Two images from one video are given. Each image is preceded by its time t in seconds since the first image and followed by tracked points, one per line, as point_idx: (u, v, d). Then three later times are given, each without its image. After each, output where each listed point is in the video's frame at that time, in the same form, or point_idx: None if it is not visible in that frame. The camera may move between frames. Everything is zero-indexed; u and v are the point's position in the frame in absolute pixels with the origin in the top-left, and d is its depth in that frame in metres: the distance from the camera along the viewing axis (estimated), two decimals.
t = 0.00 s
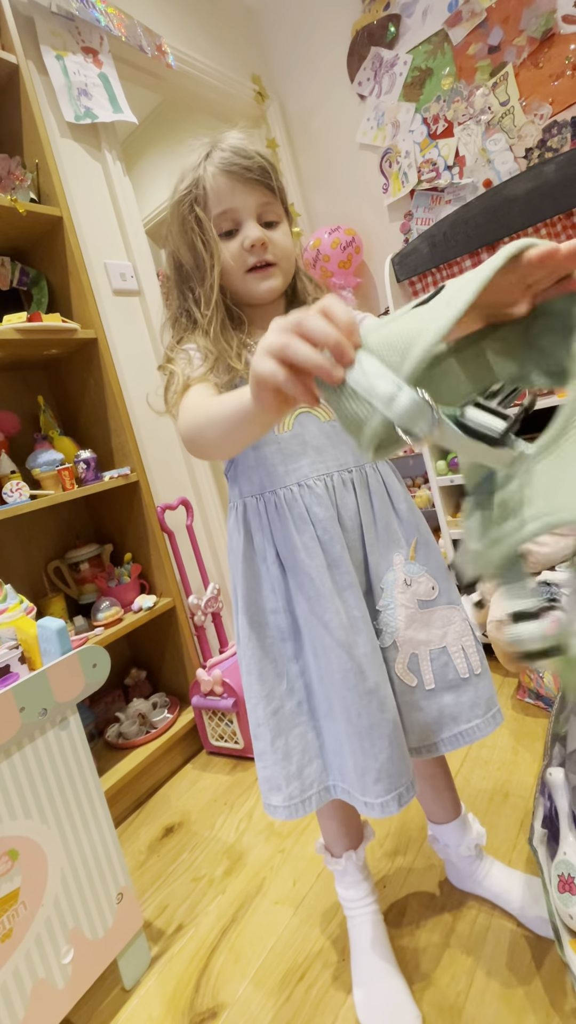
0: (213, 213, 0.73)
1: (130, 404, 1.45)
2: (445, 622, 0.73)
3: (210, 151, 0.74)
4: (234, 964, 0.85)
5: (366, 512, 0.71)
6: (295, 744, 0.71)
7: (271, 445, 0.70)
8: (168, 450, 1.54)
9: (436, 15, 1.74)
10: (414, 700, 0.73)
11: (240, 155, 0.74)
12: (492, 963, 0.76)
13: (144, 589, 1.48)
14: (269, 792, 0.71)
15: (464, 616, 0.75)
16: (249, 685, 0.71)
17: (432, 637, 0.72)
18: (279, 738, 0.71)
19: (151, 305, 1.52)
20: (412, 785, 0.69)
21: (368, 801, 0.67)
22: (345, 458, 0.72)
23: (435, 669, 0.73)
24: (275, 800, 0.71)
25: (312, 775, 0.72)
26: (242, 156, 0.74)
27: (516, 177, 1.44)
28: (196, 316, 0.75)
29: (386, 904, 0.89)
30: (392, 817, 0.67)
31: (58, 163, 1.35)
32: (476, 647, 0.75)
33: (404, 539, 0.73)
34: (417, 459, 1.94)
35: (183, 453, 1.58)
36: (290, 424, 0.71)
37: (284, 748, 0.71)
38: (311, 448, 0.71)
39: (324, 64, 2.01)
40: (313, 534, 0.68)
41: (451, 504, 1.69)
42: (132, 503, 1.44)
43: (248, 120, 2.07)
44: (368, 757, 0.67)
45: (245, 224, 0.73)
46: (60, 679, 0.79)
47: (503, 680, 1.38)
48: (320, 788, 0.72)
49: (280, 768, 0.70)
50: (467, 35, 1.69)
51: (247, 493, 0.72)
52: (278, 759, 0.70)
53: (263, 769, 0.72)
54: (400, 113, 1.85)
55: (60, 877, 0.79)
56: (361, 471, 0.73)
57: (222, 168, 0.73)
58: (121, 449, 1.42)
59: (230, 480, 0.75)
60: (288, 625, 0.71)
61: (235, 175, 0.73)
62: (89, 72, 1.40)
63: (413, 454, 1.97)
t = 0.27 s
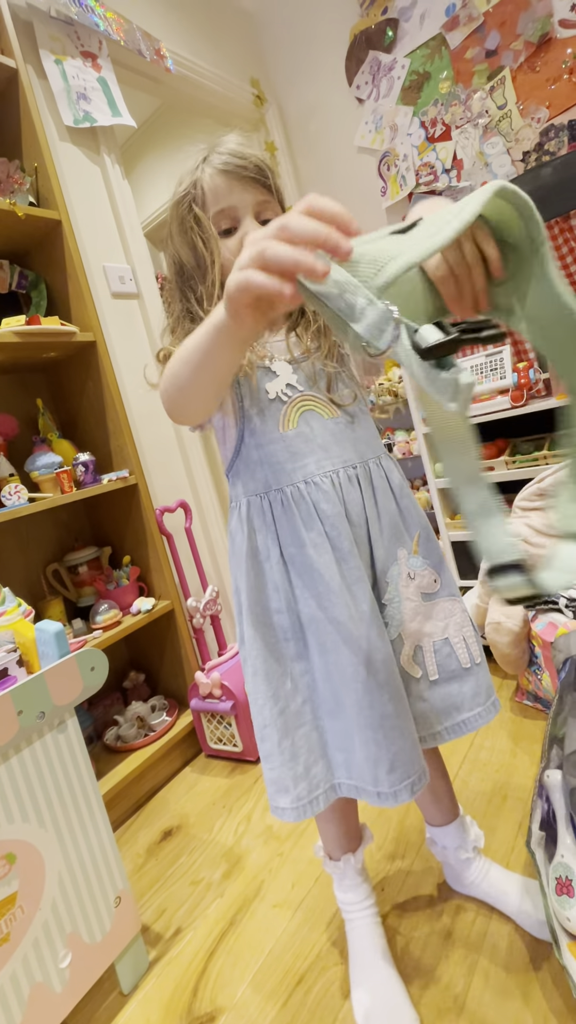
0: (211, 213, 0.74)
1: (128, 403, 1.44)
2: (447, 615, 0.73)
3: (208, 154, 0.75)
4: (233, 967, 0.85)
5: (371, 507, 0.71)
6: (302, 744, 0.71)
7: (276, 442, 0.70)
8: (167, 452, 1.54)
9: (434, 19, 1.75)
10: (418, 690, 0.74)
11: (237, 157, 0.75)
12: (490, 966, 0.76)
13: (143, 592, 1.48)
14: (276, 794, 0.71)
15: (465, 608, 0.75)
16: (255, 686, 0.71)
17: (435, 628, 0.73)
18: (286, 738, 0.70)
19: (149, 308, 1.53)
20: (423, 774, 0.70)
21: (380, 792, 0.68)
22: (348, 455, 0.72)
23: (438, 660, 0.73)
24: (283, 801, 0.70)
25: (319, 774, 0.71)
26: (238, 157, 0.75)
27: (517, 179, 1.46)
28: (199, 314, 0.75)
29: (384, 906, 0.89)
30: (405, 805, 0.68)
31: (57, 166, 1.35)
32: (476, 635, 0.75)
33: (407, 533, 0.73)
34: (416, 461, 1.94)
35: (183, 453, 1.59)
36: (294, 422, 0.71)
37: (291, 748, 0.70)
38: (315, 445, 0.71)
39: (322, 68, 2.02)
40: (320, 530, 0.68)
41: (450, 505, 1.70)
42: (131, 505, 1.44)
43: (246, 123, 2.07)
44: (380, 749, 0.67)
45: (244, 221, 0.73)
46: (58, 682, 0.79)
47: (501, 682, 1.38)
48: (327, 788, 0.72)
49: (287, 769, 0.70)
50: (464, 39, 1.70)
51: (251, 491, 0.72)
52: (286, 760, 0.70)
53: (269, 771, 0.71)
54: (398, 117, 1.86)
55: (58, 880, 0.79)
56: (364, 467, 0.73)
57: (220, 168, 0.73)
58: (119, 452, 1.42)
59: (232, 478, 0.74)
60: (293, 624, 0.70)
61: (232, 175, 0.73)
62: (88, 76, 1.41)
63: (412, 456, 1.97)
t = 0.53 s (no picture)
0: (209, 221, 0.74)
1: (127, 405, 1.44)
2: (454, 605, 0.73)
3: (204, 163, 0.75)
4: (231, 972, 0.84)
5: (376, 498, 0.71)
6: (319, 745, 0.70)
7: (278, 441, 0.70)
8: (165, 455, 1.54)
9: (431, 23, 1.75)
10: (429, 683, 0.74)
11: (233, 166, 0.76)
12: (489, 970, 0.76)
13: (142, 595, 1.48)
14: (294, 799, 0.70)
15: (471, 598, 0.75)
16: (268, 690, 0.70)
17: (443, 618, 0.73)
18: (303, 741, 0.69)
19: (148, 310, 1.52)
20: (444, 763, 0.71)
21: (405, 787, 0.68)
22: (352, 448, 0.72)
23: (448, 650, 0.73)
24: (302, 806, 0.69)
25: (338, 776, 0.71)
26: (235, 167, 0.76)
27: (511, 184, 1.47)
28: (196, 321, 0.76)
29: (384, 910, 0.88)
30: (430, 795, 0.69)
31: (57, 169, 1.35)
32: (484, 624, 0.75)
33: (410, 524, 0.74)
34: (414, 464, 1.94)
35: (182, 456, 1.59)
36: (296, 417, 0.71)
37: (309, 750, 0.69)
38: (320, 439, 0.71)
39: (321, 71, 2.02)
40: (330, 525, 0.68)
41: (449, 507, 1.70)
42: (129, 507, 1.44)
43: (245, 127, 2.08)
44: (403, 742, 0.68)
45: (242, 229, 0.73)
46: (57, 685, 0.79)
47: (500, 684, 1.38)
48: (347, 792, 0.71)
49: (306, 772, 0.69)
50: (462, 43, 1.71)
51: (255, 491, 0.72)
52: (303, 763, 0.69)
53: (287, 776, 0.70)
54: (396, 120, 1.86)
55: (56, 885, 0.78)
56: (367, 459, 0.73)
57: (217, 177, 0.74)
58: (118, 455, 1.42)
59: (234, 482, 0.74)
60: (304, 624, 0.70)
61: (230, 183, 0.74)
62: (87, 79, 1.41)
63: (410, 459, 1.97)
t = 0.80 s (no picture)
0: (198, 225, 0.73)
1: (126, 409, 1.44)
2: (454, 604, 0.73)
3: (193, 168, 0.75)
4: (231, 976, 0.84)
5: (374, 501, 0.72)
6: (324, 746, 0.70)
7: (276, 446, 0.70)
8: (164, 459, 1.54)
9: (430, 26, 1.76)
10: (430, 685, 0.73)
11: (222, 170, 0.75)
12: (490, 973, 0.75)
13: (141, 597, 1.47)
14: (301, 800, 0.70)
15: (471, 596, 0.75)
16: (273, 692, 0.69)
17: (444, 617, 0.73)
18: (308, 743, 0.69)
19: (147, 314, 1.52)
20: (448, 763, 0.70)
21: (414, 786, 0.68)
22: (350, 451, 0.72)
23: (449, 649, 0.73)
24: (308, 807, 0.69)
25: (343, 776, 0.71)
26: (223, 171, 0.75)
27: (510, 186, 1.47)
28: (189, 329, 0.76)
29: (384, 914, 0.88)
30: (437, 794, 0.68)
31: (57, 172, 1.35)
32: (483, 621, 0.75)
33: (408, 525, 0.74)
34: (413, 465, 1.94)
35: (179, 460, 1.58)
36: (293, 423, 0.70)
37: (314, 751, 0.69)
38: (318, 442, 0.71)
39: (319, 74, 2.03)
40: (330, 528, 0.68)
41: (448, 509, 1.70)
42: (129, 510, 1.44)
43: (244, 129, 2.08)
44: (409, 742, 0.67)
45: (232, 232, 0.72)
46: (56, 688, 0.78)
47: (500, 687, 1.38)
48: (354, 790, 0.71)
49: (311, 773, 0.69)
50: (460, 46, 1.71)
51: (255, 497, 0.71)
52: (308, 765, 0.69)
53: (292, 778, 0.70)
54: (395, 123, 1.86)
55: (56, 890, 0.78)
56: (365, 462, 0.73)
57: (205, 181, 0.73)
58: (117, 458, 1.41)
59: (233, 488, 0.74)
60: (308, 626, 0.70)
61: (218, 187, 0.73)
62: (87, 82, 1.41)
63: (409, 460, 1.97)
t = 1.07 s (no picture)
0: (191, 229, 0.73)
1: (124, 410, 1.43)
2: (453, 602, 0.73)
3: (184, 172, 0.75)
4: (229, 981, 0.84)
5: (370, 502, 0.72)
6: (327, 748, 0.70)
7: (270, 449, 0.70)
8: (163, 460, 1.54)
9: (429, 30, 1.76)
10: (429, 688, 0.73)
11: (214, 174, 0.76)
12: (489, 977, 0.75)
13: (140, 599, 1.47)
14: (307, 803, 0.69)
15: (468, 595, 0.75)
16: (275, 697, 0.69)
17: (443, 616, 0.73)
18: (312, 745, 0.69)
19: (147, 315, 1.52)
20: (450, 763, 0.71)
21: (416, 787, 0.68)
22: (344, 452, 0.72)
23: (449, 648, 0.73)
24: (314, 811, 0.69)
25: (348, 777, 0.71)
26: (215, 174, 0.76)
27: (509, 188, 1.47)
28: (181, 333, 0.76)
29: (383, 917, 0.88)
30: (439, 794, 0.69)
31: (56, 174, 1.35)
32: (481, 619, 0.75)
33: (405, 524, 0.74)
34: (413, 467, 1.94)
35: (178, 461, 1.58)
36: (287, 424, 0.71)
37: (317, 754, 0.69)
38: (313, 443, 0.71)
39: (319, 77, 2.03)
40: (326, 530, 0.68)
41: (447, 511, 1.70)
42: (128, 511, 1.44)
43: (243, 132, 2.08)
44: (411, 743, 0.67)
45: (225, 236, 0.73)
46: (54, 690, 0.78)
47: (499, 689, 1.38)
48: (357, 789, 0.71)
49: (316, 776, 0.69)
50: (459, 49, 1.71)
51: (251, 500, 0.71)
52: (313, 767, 0.69)
53: (298, 782, 0.70)
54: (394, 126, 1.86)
55: (53, 894, 0.78)
56: (360, 462, 0.73)
57: (197, 185, 0.73)
58: (116, 458, 1.41)
59: (229, 493, 0.74)
60: (306, 627, 0.70)
61: (211, 190, 0.74)
62: (86, 85, 1.41)
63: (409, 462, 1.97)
